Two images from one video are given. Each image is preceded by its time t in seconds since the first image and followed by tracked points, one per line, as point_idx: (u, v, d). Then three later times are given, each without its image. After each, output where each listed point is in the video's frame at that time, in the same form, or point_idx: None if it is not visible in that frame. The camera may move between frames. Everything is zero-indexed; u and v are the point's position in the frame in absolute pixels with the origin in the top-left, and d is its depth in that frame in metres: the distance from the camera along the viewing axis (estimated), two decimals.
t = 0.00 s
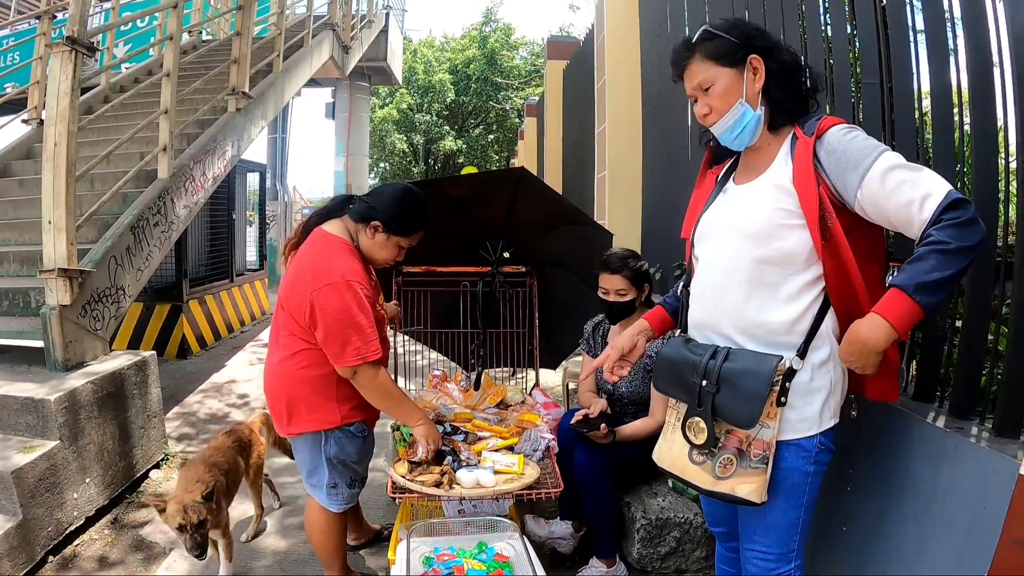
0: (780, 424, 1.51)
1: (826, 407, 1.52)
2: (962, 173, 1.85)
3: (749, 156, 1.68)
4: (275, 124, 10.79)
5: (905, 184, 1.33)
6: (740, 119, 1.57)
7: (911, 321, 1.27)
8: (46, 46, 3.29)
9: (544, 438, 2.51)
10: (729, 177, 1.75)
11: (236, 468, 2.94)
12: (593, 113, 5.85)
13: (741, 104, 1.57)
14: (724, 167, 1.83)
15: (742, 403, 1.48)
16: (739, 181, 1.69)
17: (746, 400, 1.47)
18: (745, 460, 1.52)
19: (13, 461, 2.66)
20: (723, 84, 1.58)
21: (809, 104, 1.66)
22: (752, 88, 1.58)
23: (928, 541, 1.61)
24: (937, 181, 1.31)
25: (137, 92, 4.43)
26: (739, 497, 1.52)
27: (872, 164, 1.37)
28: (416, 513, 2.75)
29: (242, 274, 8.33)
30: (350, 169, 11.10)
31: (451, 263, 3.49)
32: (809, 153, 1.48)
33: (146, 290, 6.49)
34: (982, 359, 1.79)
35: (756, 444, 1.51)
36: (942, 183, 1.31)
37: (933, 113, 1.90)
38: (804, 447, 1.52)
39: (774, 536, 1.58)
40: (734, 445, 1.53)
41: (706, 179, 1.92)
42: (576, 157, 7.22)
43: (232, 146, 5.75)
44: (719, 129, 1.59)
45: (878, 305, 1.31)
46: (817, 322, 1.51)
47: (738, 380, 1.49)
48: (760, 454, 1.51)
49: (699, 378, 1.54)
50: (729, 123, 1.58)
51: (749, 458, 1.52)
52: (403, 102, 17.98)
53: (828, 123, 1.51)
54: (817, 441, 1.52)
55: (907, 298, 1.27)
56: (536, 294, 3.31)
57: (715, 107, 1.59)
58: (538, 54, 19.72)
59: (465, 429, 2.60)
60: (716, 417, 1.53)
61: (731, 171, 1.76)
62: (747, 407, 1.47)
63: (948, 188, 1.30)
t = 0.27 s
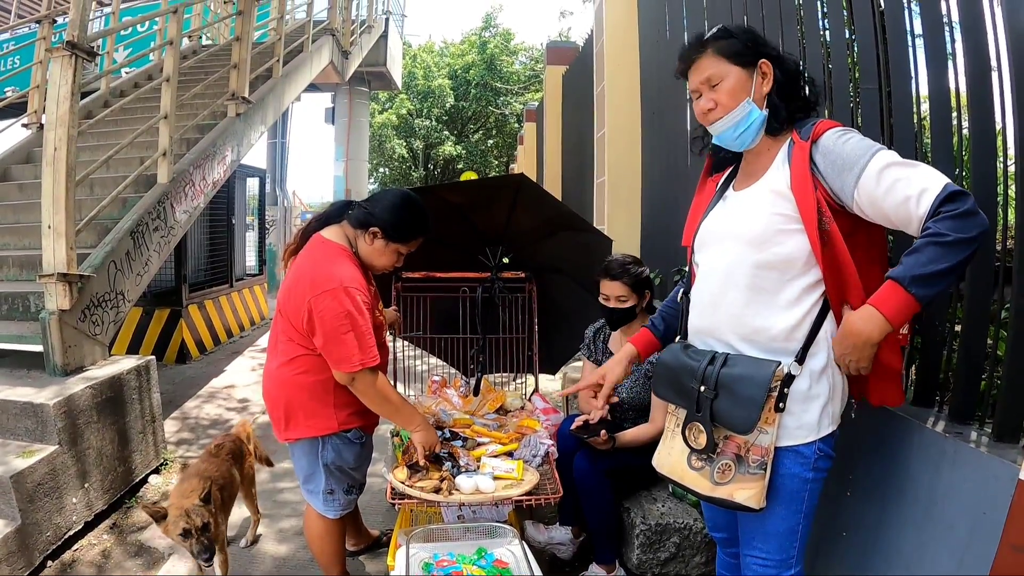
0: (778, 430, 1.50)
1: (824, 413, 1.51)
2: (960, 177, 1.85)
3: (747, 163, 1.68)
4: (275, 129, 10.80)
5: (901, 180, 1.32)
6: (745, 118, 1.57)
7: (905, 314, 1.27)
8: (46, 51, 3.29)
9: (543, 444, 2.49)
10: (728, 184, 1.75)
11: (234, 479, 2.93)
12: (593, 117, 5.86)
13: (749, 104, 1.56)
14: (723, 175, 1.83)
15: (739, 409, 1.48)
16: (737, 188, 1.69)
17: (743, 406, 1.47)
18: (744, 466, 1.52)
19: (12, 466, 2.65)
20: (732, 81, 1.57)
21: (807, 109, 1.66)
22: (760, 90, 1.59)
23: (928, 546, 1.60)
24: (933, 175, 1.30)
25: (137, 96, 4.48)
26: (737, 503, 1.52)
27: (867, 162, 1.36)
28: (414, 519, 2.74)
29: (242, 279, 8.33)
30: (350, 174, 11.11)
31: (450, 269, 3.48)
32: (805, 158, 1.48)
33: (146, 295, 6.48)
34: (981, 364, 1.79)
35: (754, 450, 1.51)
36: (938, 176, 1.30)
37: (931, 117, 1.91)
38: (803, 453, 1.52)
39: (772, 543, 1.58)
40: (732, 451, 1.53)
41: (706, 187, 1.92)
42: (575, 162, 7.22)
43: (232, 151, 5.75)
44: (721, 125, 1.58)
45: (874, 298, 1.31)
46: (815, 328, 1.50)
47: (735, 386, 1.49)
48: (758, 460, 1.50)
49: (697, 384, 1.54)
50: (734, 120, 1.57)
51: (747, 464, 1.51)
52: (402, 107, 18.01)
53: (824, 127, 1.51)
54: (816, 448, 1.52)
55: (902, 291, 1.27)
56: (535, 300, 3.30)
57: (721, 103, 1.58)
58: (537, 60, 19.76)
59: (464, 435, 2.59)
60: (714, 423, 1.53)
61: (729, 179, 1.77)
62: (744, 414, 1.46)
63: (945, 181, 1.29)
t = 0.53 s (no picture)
0: (784, 441, 1.49)
1: (827, 421, 1.51)
2: (957, 184, 1.85)
3: (742, 173, 1.69)
4: (273, 137, 10.82)
5: (899, 195, 1.33)
6: (754, 120, 1.57)
7: (903, 317, 1.27)
8: (44, 59, 3.29)
9: (541, 454, 2.49)
10: (719, 196, 1.75)
11: (224, 494, 2.92)
12: (590, 126, 5.87)
13: (761, 107, 1.57)
14: (713, 186, 1.82)
15: (747, 420, 1.46)
16: (730, 199, 1.69)
17: (749, 416, 1.46)
18: (751, 478, 1.50)
19: (9, 474, 2.63)
20: (747, 82, 1.58)
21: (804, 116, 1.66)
22: (770, 101, 1.61)
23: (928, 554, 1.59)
24: (930, 191, 1.32)
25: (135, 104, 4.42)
26: (747, 516, 1.49)
27: (867, 176, 1.37)
28: (411, 529, 2.72)
29: (239, 288, 8.31)
30: (348, 182, 11.13)
31: (448, 279, 3.47)
32: (805, 169, 1.48)
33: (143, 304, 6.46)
34: (979, 371, 1.78)
35: (761, 460, 1.49)
36: (935, 194, 1.31)
37: (928, 124, 1.91)
38: (808, 461, 1.51)
39: (776, 553, 1.57)
40: (739, 464, 1.51)
41: (694, 200, 1.92)
42: (572, 170, 7.24)
43: (229, 160, 5.75)
44: (727, 120, 1.58)
45: (872, 299, 1.31)
46: (816, 338, 1.50)
47: (741, 397, 1.48)
48: (766, 471, 1.48)
49: (701, 398, 1.53)
50: (742, 118, 1.57)
51: (755, 476, 1.49)
52: (400, 116, 18.06)
53: (823, 139, 1.52)
54: (820, 456, 1.52)
55: (902, 293, 1.27)
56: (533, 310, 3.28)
57: (735, 98, 1.58)
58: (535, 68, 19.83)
59: (461, 445, 2.57)
60: (720, 435, 1.51)
61: (720, 190, 1.77)
62: (752, 424, 1.45)
63: (941, 199, 1.30)
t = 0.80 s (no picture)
0: (785, 447, 1.49)
1: (827, 427, 1.51)
2: (953, 190, 1.86)
3: (737, 182, 1.70)
4: (270, 145, 10.83)
5: (896, 200, 1.33)
6: (759, 132, 1.57)
7: (903, 320, 1.28)
8: (41, 66, 3.28)
9: (538, 463, 2.49)
10: (713, 205, 1.76)
11: (215, 505, 2.89)
12: (587, 134, 5.89)
13: (765, 120, 1.58)
14: (707, 195, 1.82)
15: (748, 427, 1.46)
16: (724, 207, 1.69)
17: (751, 424, 1.45)
18: (752, 486, 1.49)
19: (4, 483, 2.61)
20: (755, 92, 1.59)
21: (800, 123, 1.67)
22: (773, 114, 1.64)
23: (927, 561, 1.59)
24: (925, 197, 1.33)
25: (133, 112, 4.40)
26: (748, 524, 1.48)
27: (864, 182, 1.37)
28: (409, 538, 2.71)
29: (236, 296, 8.29)
30: (345, 190, 11.13)
31: (444, 287, 3.48)
32: (803, 178, 1.49)
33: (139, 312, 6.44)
34: (977, 377, 1.78)
35: (763, 468, 1.48)
36: (931, 198, 1.32)
37: (924, 130, 1.92)
38: (808, 469, 1.50)
39: (774, 561, 1.56)
40: (740, 472, 1.51)
41: (687, 210, 1.91)
42: (569, 177, 7.25)
43: (226, 168, 5.75)
44: (733, 129, 1.58)
45: (873, 304, 1.31)
46: (814, 346, 1.50)
47: (742, 405, 1.47)
48: (767, 479, 1.48)
49: (702, 406, 1.52)
50: (748, 127, 1.57)
51: (756, 484, 1.49)
52: (397, 124, 18.10)
53: (819, 148, 1.52)
54: (820, 463, 1.51)
55: (903, 297, 1.27)
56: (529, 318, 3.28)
57: (743, 107, 1.59)
58: (531, 76, 19.92)
59: (458, 454, 2.56)
60: (721, 444, 1.51)
61: (715, 199, 1.77)
62: (754, 431, 1.45)
63: (936, 203, 1.31)
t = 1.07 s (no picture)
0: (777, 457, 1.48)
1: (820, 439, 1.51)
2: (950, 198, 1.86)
3: (735, 194, 1.71)
4: (267, 154, 10.84)
5: (885, 224, 1.32)
6: (761, 146, 1.58)
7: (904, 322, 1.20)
8: (38, 74, 3.28)
9: (536, 473, 2.48)
10: (711, 216, 1.77)
11: (209, 516, 2.80)
12: (583, 143, 5.92)
13: (768, 135, 1.58)
14: (706, 206, 1.84)
15: (742, 436, 1.44)
16: (722, 218, 1.70)
17: (744, 433, 1.44)
18: (745, 494, 1.48)
19: None
20: (762, 108, 1.59)
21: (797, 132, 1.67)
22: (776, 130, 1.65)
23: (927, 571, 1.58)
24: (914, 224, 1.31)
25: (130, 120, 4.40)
26: (741, 532, 1.47)
27: (860, 200, 1.36)
28: (405, 549, 2.70)
29: (232, 305, 8.26)
30: (342, 199, 11.14)
31: (441, 297, 3.47)
32: (799, 192, 1.49)
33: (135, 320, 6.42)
34: (975, 386, 1.78)
35: (755, 477, 1.47)
36: (920, 228, 1.30)
37: (919, 137, 1.93)
38: (800, 479, 1.50)
39: (769, 570, 1.54)
40: (733, 480, 1.50)
41: (687, 219, 1.92)
42: (566, 186, 7.27)
43: (223, 177, 5.75)
44: (737, 142, 1.58)
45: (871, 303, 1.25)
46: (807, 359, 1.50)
47: (736, 414, 1.46)
48: (760, 487, 1.47)
49: (696, 414, 1.50)
50: (753, 141, 1.58)
51: (749, 492, 1.48)
52: (394, 133, 18.14)
53: (817, 163, 1.52)
54: (814, 473, 1.51)
55: (902, 298, 1.22)
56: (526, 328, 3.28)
57: (751, 121, 1.59)
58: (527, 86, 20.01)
59: (455, 465, 2.54)
60: (714, 452, 1.49)
61: (713, 210, 1.78)
62: (748, 440, 1.43)
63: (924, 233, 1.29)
